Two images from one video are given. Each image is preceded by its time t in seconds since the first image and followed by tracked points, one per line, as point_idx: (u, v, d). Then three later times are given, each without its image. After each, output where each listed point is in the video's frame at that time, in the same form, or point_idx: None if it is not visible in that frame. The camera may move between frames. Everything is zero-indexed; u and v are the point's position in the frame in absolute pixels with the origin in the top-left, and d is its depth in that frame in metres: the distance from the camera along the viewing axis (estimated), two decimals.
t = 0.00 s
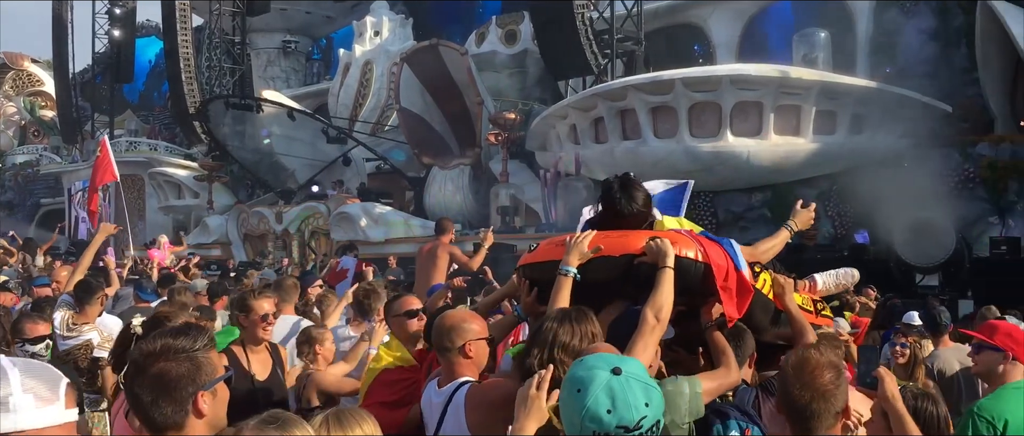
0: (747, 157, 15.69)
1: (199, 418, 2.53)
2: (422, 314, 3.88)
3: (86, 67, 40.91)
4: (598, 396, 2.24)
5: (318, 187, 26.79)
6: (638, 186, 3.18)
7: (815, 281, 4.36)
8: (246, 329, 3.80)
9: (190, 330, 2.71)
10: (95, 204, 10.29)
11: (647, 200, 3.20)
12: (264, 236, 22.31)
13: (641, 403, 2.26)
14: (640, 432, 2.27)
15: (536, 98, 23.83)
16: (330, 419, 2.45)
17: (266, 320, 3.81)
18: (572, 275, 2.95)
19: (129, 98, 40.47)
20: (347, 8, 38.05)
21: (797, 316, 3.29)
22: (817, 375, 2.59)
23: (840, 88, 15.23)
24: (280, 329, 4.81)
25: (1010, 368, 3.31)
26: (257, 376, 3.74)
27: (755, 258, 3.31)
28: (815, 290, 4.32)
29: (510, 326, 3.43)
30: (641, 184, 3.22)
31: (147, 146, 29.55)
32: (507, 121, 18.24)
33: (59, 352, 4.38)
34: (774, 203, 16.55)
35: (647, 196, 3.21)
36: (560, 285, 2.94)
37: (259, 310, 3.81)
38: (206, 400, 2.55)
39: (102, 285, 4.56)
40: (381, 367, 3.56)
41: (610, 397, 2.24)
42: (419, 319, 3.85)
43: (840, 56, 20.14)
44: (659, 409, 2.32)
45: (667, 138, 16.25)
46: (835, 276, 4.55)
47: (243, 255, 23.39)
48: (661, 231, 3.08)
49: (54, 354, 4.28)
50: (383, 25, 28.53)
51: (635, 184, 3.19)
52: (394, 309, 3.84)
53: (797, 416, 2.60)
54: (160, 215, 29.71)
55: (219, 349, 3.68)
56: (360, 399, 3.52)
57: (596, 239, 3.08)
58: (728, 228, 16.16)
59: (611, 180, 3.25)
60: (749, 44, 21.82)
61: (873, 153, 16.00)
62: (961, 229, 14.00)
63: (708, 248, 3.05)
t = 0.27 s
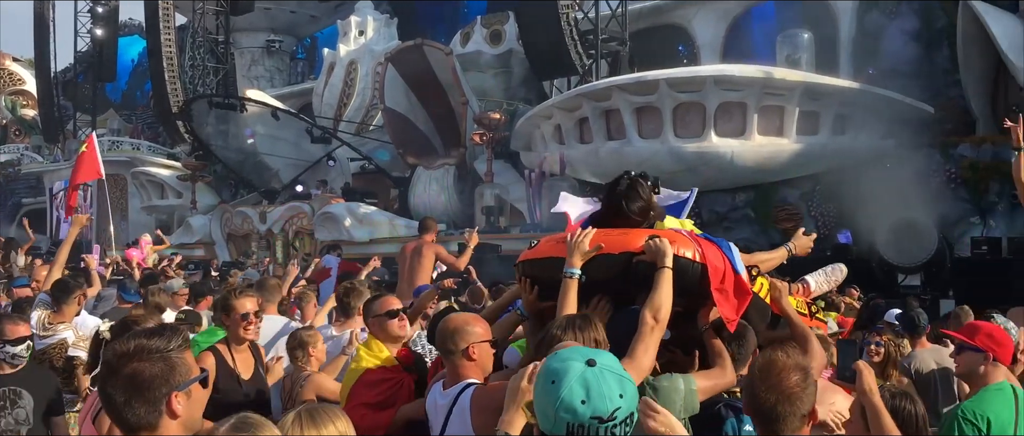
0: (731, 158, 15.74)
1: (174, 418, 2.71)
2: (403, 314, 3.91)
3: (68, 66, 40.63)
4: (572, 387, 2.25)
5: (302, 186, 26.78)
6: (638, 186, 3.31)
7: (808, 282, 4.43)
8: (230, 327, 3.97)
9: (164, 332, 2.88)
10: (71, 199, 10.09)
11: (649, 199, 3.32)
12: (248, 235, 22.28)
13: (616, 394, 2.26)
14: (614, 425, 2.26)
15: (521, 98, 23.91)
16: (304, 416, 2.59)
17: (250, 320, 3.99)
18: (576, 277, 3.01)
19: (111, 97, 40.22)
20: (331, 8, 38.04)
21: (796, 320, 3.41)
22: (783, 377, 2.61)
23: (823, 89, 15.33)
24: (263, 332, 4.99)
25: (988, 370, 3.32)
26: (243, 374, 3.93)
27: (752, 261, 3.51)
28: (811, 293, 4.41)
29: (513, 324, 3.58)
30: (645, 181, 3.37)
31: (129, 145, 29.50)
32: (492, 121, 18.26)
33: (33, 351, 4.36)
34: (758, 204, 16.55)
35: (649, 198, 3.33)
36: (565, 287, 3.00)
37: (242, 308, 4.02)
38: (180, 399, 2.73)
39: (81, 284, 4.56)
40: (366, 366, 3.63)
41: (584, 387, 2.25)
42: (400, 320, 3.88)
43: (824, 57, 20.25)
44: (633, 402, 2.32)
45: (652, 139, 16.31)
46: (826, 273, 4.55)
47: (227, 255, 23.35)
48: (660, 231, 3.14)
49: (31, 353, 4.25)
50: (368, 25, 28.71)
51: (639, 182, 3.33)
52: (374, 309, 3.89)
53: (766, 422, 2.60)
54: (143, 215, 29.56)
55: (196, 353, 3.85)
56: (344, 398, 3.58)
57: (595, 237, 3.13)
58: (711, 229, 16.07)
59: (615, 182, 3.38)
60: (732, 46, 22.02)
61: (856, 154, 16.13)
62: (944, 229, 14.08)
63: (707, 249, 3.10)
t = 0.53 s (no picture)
0: (716, 158, 15.81)
1: (149, 421, 2.73)
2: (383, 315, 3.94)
3: (51, 65, 40.40)
4: (533, 390, 2.43)
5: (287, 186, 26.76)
6: (637, 191, 3.58)
7: (805, 284, 4.35)
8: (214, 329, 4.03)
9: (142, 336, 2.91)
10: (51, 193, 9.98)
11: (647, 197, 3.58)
12: (232, 235, 22.29)
13: (576, 397, 2.44)
14: (575, 427, 2.42)
15: (506, 98, 23.98)
16: (273, 422, 2.56)
17: (234, 320, 4.04)
18: (580, 277, 3.27)
19: (95, 97, 40.02)
20: (317, 7, 38.01)
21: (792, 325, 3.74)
22: (748, 380, 2.62)
23: (806, 89, 15.43)
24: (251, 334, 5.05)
25: (972, 374, 3.34)
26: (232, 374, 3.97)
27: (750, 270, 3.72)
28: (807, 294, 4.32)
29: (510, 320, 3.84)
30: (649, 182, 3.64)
31: (112, 144, 29.44)
32: (477, 121, 18.28)
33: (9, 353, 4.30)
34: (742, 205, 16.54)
35: (648, 194, 3.59)
36: (568, 287, 3.26)
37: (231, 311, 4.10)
38: (157, 402, 2.75)
39: (58, 286, 4.56)
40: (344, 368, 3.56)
41: (544, 390, 2.42)
42: (380, 320, 3.90)
43: (808, 57, 20.36)
44: (595, 404, 2.49)
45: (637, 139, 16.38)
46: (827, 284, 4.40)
47: (211, 255, 23.33)
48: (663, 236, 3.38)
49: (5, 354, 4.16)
50: (353, 25, 28.86)
51: (640, 182, 3.61)
52: (356, 310, 3.90)
53: (735, 426, 2.63)
54: (127, 215, 29.43)
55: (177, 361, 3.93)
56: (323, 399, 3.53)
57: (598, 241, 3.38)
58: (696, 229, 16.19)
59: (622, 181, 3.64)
60: (716, 46, 22.16)
61: (840, 155, 16.24)
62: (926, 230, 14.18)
63: (706, 257, 3.32)
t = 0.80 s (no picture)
0: (701, 158, 15.86)
1: (128, 424, 2.74)
2: (365, 317, 3.87)
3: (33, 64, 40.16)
4: (487, 400, 2.50)
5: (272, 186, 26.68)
6: (638, 197, 3.64)
7: (803, 277, 4.59)
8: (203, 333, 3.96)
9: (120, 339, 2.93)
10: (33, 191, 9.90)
11: (648, 203, 3.66)
12: (216, 235, 22.27)
13: (530, 407, 2.50)
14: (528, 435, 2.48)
15: (492, 98, 24.05)
16: (238, 422, 2.57)
17: (219, 321, 3.97)
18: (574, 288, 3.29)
19: (78, 96, 39.79)
20: (302, 7, 37.98)
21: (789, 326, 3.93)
22: (715, 382, 2.65)
23: (790, 90, 15.50)
24: (237, 336, 5.10)
25: (950, 378, 3.34)
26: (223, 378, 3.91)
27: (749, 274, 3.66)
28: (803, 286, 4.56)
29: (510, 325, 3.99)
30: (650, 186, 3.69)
31: (96, 143, 29.00)
32: (463, 121, 18.27)
33: None
34: (727, 205, 16.46)
35: (653, 199, 3.68)
36: (563, 298, 3.29)
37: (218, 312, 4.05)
38: (134, 405, 2.76)
39: (34, 287, 4.56)
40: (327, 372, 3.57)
41: (497, 400, 2.49)
42: (363, 322, 3.84)
43: (792, 58, 20.48)
44: (551, 415, 2.54)
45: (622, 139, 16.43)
46: (824, 270, 4.63)
47: (195, 256, 23.29)
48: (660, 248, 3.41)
49: None
50: (338, 24, 28.92)
51: (642, 187, 3.67)
52: (335, 312, 3.81)
53: (703, 426, 2.65)
54: (110, 215, 29.28)
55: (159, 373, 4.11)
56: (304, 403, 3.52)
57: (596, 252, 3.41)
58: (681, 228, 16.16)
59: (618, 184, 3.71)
60: (701, 48, 22.26)
61: (822, 156, 16.47)
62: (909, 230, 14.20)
63: (702, 268, 3.33)
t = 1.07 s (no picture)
0: (687, 159, 15.93)
1: (108, 427, 2.73)
2: (348, 318, 3.78)
3: (15, 63, 39.87)
4: (451, 399, 2.65)
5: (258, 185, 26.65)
6: (630, 202, 3.65)
7: (800, 275, 4.29)
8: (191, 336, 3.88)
9: (99, 341, 2.92)
10: (14, 189, 9.78)
11: (641, 207, 3.67)
12: (202, 235, 22.27)
13: (494, 404, 2.65)
14: (492, 433, 2.63)
15: (478, 98, 24.09)
16: (206, 421, 2.59)
17: (204, 321, 3.91)
18: (566, 286, 3.31)
19: (61, 95, 39.48)
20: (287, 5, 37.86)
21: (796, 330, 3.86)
22: (691, 385, 2.64)
23: (775, 91, 15.60)
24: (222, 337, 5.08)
25: (933, 380, 3.45)
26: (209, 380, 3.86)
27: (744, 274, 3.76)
28: (801, 286, 4.28)
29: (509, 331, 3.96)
30: (643, 191, 3.70)
31: (80, 143, 28.87)
32: (449, 121, 18.26)
33: None
34: (713, 205, 16.52)
35: (646, 204, 3.68)
36: (555, 297, 3.30)
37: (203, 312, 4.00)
38: (114, 409, 2.75)
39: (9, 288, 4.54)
40: (306, 375, 3.49)
41: (462, 399, 2.64)
42: (346, 323, 3.75)
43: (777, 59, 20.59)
44: (515, 413, 2.70)
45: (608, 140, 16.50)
46: (820, 269, 4.34)
47: (180, 256, 23.26)
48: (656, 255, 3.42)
49: None
50: (324, 24, 28.81)
51: (637, 191, 3.69)
52: (319, 313, 3.70)
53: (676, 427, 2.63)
54: (94, 214, 29.09)
55: (142, 376, 4.15)
56: (283, 407, 3.49)
57: (590, 257, 3.41)
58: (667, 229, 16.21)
59: (613, 187, 3.72)
60: (687, 48, 22.34)
61: (808, 156, 16.44)
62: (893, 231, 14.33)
63: (697, 273, 3.35)
